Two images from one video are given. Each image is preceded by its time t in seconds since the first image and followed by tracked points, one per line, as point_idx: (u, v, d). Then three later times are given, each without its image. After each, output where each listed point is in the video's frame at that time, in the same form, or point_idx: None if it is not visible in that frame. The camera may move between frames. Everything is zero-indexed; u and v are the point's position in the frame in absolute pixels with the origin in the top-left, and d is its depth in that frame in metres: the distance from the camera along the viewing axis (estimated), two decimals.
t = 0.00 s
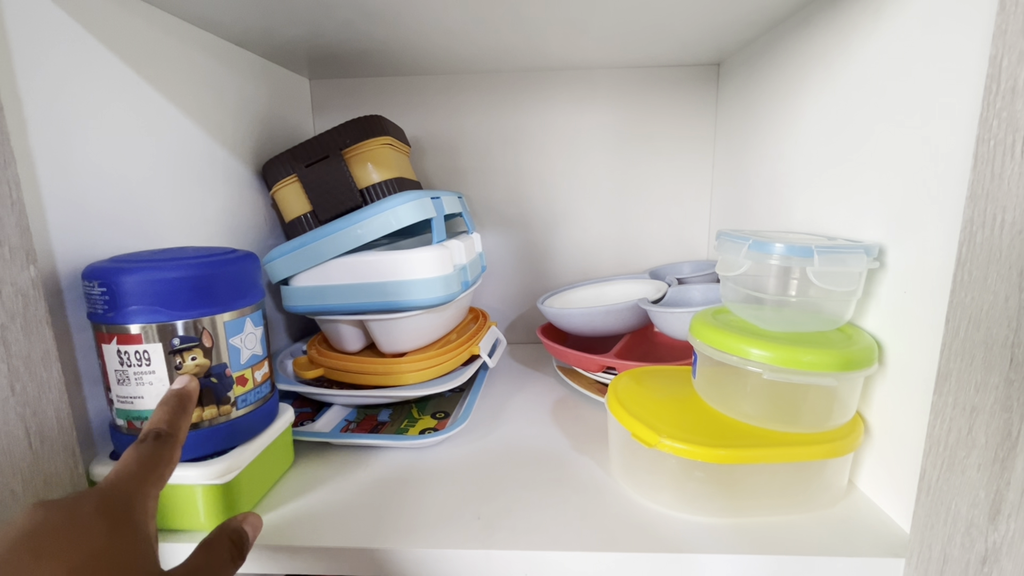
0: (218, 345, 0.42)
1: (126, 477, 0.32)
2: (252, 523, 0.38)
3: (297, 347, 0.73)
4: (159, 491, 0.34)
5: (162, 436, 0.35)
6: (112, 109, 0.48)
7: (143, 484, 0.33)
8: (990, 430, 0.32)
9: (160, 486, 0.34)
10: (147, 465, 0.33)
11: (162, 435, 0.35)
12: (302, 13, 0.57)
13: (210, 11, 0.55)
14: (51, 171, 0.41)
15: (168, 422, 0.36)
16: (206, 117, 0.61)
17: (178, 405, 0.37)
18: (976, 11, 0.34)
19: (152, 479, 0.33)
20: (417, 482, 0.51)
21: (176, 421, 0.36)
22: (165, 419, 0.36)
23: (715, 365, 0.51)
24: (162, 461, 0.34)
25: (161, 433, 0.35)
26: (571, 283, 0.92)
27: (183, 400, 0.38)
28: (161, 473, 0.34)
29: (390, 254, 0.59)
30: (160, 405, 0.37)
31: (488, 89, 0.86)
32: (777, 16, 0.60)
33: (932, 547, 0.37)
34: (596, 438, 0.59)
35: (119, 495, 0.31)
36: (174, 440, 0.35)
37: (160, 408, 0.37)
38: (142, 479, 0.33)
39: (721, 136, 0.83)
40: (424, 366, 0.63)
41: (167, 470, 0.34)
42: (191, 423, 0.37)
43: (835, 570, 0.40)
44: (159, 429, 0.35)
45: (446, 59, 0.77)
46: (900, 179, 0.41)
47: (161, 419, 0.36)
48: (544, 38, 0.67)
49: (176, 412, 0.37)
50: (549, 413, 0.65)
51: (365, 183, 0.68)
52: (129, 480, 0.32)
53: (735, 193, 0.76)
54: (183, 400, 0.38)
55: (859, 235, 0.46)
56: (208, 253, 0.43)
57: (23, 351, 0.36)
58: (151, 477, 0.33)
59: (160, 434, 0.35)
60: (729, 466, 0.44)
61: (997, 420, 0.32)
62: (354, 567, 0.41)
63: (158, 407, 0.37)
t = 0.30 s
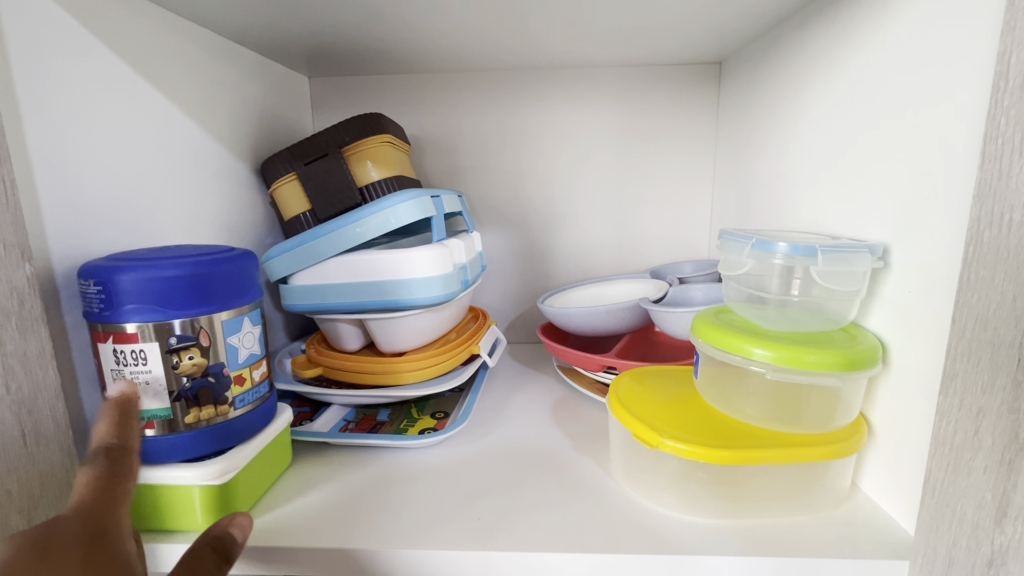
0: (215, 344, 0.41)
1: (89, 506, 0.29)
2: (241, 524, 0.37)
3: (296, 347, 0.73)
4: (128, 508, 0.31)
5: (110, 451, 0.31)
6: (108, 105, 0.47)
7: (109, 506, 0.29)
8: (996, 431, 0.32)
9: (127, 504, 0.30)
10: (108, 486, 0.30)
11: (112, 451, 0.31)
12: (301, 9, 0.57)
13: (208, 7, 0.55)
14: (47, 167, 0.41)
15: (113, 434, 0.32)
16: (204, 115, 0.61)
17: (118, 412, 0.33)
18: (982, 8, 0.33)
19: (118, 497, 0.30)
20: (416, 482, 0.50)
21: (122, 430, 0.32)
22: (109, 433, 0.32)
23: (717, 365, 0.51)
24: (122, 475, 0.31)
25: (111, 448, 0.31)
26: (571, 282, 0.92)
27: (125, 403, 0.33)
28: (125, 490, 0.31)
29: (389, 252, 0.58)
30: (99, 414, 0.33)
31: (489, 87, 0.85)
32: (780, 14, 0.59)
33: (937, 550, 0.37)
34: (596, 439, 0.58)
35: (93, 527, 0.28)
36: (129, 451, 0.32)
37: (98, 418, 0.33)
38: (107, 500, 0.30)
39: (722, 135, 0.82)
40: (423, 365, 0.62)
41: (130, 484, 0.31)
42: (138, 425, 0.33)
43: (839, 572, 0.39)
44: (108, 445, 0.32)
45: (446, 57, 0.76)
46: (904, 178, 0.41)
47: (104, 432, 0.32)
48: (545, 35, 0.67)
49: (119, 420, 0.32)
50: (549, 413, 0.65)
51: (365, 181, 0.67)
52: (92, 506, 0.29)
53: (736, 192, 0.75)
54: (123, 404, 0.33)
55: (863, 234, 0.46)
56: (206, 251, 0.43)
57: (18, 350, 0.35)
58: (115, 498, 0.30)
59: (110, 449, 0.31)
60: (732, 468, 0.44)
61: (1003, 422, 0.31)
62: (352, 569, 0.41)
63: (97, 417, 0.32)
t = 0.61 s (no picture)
0: (218, 343, 0.42)
1: (99, 502, 0.32)
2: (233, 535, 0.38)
3: (297, 346, 0.73)
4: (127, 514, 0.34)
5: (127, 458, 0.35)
6: (111, 104, 0.47)
7: (113, 508, 0.33)
8: (998, 431, 0.32)
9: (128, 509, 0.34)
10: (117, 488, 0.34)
11: (126, 457, 0.35)
12: (304, 8, 0.57)
13: (211, 6, 0.55)
14: (49, 166, 0.41)
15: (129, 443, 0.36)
16: (206, 114, 0.61)
17: (140, 424, 0.38)
18: (985, 9, 0.33)
19: (122, 501, 0.34)
20: (417, 481, 0.50)
21: (138, 441, 0.37)
22: (125, 441, 0.36)
23: (718, 365, 0.51)
24: (129, 483, 0.35)
25: (124, 455, 0.35)
26: (572, 282, 0.92)
27: (145, 418, 0.38)
28: (128, 496, 0.34)
29: (391, 252, 0.58)
30: (120, 427, 0.37)
31: (490, 87, 0.85)
32: (783, 14, 0.59)
33: (938, 550, 0.37)
34: (597, 438, 0.58)
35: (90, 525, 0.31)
36: (139, 461, 0.36)
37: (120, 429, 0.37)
38: (113, 500, 0.33)
39: (723, 136, 0.82)
40: (425, 364, 0.62)
41: (133, 491, 0.35)
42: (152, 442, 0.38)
43: (840, 572, 0.39)
44: (121, 451, 0.36)
45: (448, 57, 0.76)
46: (906, 178, 0.41)
47: (122, 440, 0.36)
48: (547, 35, 0.67)
49: (137, 430, 0.37)
50: (550, 413, 0.65)
51: (366, 181, 0.67)
52: (99, 503, 0.32)
53: (738, 192, 0.75)
54: (144, 419, 0.38)
55: (864, 234, 0.46)
56: (209, 250, 0.43)
57: (20, 348, 0.35)
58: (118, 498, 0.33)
59: (123, 456, 0.35)
60: (733, 467, 0.44)
61: (1005, 422, 0.31)
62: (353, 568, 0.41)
63: (119, 428, 0.37)
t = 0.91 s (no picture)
0: (218, 341, 0.42)
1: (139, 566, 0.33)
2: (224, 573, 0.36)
3: (297, 345, 0.73)
4: None
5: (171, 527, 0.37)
6: (112, 103, 0.47)
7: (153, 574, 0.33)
8: (996, 431, 0.32)
9: None
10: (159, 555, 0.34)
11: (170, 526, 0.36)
12: (304, 7, 0.57)
13: (211, 5, 0.55)
14: (50, 164, 0.41)
15: (173, 514, 0.38)
16: (206, 112, 0.61)
17: (180, 498, 0.39)
18: (984, 10, 0.34)
19: (161, 568, 0.34)
20: (418, 480, 0.50)
21: (181, 512, 0.38)
22: (169, 512, 0.38)
23: (718, 364, 0.51)
24: (170, 553, 0.35)
25: (167, 525, 0.37)
26: (571, 282, 0.92)
27: (187, 489, 0.40)
28: (168, 565, 0.34)
29: (391, 251, 0.58)
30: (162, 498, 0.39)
31: (491, 86, 0.85)
32: (783, 15, 0.60)
33: (936, 549, 0.37)
34: (597, 437, 0.58)
35: None
36: (181, 532, 0.37)
37: (162, 501, 0.39)
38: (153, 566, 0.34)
39: (723, 136, 0.82)
40: (425, 364, 0.62)
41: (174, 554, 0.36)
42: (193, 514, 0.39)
43: (839, 571, 0.40)
44: (165, 522, 0.37)
45: (448, 57, 0.76)
46: (905, 178, 0.41)
47: (166, 511, 0.38)
48: (547, 35, 0.67)
49: (179, 503, 0.38)
50: (550, 412, 0.65)
51: (366, 180, 0.67)
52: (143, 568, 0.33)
53: (737, 192, 0.75)
54: (185, 489, 0.39)
55: (863, 234, 0.46)
56: (209, 249, 0.43)
57: (20, 347, 0.35)
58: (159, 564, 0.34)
59: (166, 526, 0.37)
60: (732, 467, 0.44)
61: (1003, 421, 0.31)
62: (353, 567, 0.41)
63: (163, 499, 0.39)
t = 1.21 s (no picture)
0: (219, 340, 0.42)
1: (142, 568, 0.32)
2: None
3: (297, 344, 0.73)
4: None
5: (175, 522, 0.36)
6: (113, 102, 0.47)
7: (154, 574, 0.32)
8: (993, 428, 0.32)
9: None
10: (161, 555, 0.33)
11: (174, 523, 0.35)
12: (305, 6, 0.57)
13: (212, 4, 0.55)
14: (52, 162, 0.41)
15: (176, 510, 0.37)
16: (207, 111, 0.61)
17: (183, 492, 0.38)
18: (983, 10, 0.34)
19: (164, 567, 0.33)
20: (419, 479, 0.50)
21: (182, 509, 0.37)
22: (172, 508, 0.37)
23: (717, 363, 0.51)
24: (171, 552, 0.34)
25: (170, 521, 0.35)
26: (571, 281, 0.92)
27: (189, 486, 0.39)
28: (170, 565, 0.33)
29: (391, 250, 0.59)
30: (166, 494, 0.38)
31: (491, 86, 0.85)
32: (782, 15, 0.60)
33: (934, 546, 0.37)
34: (596, 436, 0.59)
35: None
36: (183, 529, 0.36)
37: (166, 496, 0.38)
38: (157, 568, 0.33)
39: (722, 136, 0.83)
40: (425, 362, 0.62)
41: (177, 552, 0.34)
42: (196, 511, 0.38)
43: (837, 568, 0.40)
44: (168, 518, 0.36)
45: (448, 56, 0.76)
46: (904, 178, 0.41)
47: (169, 508, 0.37)
48: (547, 35, 0.67)
49: (182, 499, 0.37)
50: (550, 411, 0.65)
51: (367, 179, 0.67)
52: (146, 566, 0.32)
53: (737, 192, 0.76)
54: (188, 486, 0.39)
55: (862, 234, 0.46)
56: (210, 247, 0.43)
57: (22, 344, 0.35)
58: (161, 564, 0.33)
59: (170, 523, 0.35)
60: (731, 465, 0.44)
61: (1000, 419, 0.32)
62: (354, 565, 0.41)
63: (166, 495, 0.38)
